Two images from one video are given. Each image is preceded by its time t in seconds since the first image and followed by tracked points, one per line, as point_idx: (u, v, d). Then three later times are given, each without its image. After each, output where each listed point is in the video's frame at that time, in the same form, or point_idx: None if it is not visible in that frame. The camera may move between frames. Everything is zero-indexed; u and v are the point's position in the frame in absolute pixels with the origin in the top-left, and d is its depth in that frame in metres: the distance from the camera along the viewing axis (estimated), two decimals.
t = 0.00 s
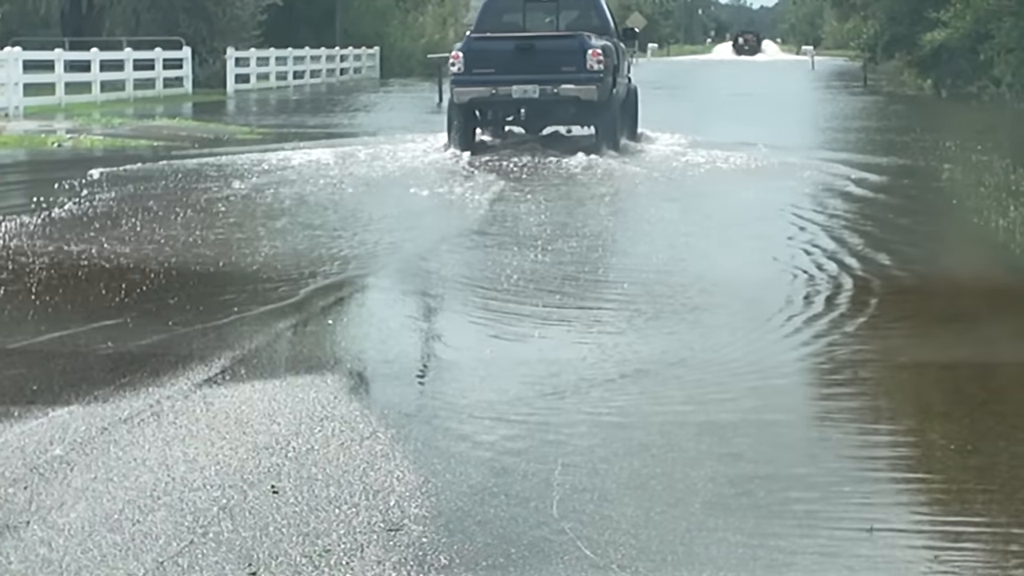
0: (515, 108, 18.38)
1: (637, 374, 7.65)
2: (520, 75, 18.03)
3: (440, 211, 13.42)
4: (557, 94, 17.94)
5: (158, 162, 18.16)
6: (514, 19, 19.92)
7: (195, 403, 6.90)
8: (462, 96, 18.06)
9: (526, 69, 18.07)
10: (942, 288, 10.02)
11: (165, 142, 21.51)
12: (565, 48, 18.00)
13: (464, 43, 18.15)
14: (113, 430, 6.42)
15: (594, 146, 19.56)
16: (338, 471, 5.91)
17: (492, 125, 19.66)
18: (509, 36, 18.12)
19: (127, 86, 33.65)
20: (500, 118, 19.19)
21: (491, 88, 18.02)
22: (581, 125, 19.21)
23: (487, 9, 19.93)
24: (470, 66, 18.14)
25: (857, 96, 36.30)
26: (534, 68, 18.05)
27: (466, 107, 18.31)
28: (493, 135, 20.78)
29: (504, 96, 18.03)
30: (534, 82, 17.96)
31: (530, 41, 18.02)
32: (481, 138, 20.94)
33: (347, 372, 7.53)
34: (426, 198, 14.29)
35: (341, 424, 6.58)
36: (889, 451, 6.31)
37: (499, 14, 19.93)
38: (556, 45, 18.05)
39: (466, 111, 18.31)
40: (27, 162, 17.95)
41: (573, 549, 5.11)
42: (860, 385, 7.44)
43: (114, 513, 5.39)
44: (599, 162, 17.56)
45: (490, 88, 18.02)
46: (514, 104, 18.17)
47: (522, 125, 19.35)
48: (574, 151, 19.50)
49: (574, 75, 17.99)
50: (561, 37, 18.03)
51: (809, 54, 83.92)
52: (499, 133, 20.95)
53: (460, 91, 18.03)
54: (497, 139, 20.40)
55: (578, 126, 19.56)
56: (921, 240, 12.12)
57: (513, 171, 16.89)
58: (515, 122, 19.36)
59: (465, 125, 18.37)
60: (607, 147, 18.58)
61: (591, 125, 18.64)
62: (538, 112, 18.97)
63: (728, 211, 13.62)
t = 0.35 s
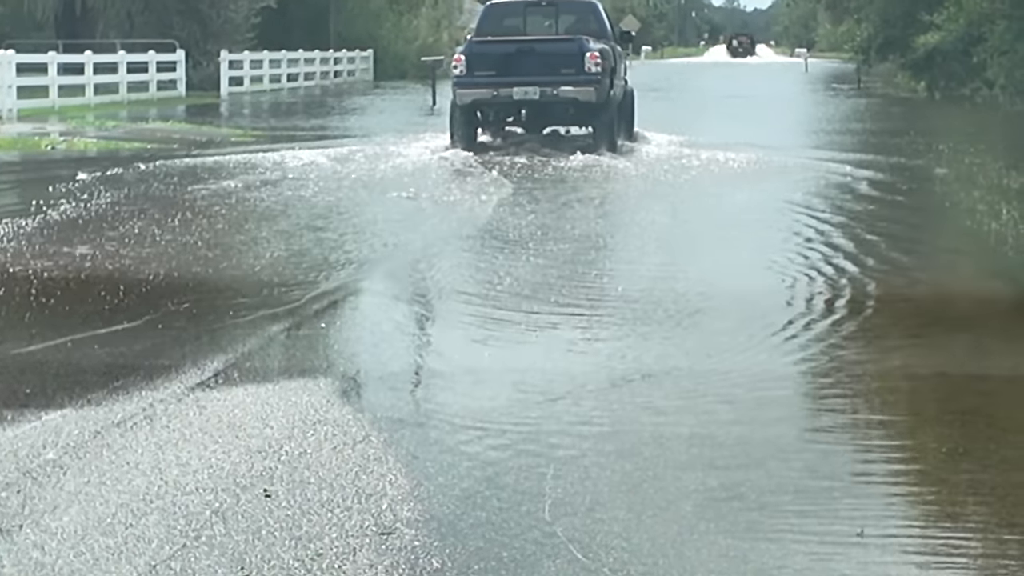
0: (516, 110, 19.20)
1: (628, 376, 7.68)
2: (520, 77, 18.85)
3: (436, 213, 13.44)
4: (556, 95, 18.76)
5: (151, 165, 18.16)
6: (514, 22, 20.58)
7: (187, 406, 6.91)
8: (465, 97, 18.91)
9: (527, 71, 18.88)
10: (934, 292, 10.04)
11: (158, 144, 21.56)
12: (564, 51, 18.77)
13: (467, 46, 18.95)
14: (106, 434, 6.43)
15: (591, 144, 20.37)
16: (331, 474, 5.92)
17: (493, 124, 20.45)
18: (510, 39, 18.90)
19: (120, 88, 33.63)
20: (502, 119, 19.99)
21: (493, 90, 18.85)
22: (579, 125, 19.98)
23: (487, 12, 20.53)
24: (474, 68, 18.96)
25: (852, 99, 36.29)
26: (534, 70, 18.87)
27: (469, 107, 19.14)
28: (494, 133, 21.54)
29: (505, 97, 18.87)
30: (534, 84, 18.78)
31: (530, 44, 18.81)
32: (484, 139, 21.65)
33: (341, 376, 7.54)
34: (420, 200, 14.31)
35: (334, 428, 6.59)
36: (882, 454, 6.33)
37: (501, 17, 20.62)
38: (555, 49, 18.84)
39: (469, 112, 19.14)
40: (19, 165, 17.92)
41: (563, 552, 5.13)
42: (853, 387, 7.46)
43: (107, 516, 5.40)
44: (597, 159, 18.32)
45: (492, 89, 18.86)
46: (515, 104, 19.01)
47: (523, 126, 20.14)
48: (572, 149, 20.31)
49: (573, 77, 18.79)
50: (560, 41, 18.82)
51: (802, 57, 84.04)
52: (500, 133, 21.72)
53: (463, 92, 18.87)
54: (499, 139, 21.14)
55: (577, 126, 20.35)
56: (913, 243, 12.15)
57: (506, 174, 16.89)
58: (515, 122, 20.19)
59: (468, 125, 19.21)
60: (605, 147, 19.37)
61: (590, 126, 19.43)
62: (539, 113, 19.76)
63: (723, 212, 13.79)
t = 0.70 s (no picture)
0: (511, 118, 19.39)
1: (616, 384, 7.70)
2: (516, 86, 19.05)
3: (425, 222, 13.40)
4: (551, 104, 18.95)
5: (140, 174, 18.14)
6: (510, 32, 20.95)
7: (177, 416, 6.91)
8: (462, 106, 19.09)
9: (522, 80, 19.07)
10: (922, 300, 10.06)
11: (147, 153, 21.59)
12: (558, 60, 18.97)
13: (464, 55, 19.15)
14: (95, 443, 6.43)
15: (586, 151, 20.56)
16: (320, 483, 5.93)
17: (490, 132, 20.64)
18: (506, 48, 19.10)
19: (109, 97, 33.60)
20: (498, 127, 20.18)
21: (489, 98, 19.04)
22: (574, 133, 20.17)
23: (485, 23, 21.05)
24: (471, 77, 19.16)
25: (839, 108, 36.42)
26: (529, 79, 19.06)
27: (466, 115, 19.32)
28: (490, 141, 21.76)
29: (501, 105, 19.05)
30: (530, 92, 18.98)
31: (525, 53, 19.00)
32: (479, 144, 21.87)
33: (329, 385, 7.54)
34: (409, 209, 14.29)
35: (323, 437, 6.60)
36: (870, 464, 6.35)
37: (497, 28, 20.99)
38: (550, 57, 19.04)
39: (466, 119, 19.33)
40: (7, 174, 17.89)
41: (552, 560, 5.14)
42: (842, 397, 7.47)
43: (96, 526, 5.41)
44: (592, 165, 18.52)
45: (488, 98, 19.03)
46: (511, 112, 19.20)
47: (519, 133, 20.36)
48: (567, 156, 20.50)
49: (567, 85, 18.97)
50: (554, 50, 19.01)
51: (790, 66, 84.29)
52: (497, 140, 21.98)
53: (460, 101, 19.05)
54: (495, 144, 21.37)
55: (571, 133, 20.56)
56: (901, 252, 12.18)
57: (496, 183, 16.89)
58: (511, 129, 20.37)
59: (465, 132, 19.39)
60: (599, 153, 19.59)
61: (584, 132, 19.64)
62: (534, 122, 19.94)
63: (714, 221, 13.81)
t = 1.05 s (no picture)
0: (502, 135, 20.02)
1: (601, 404, 7.71)
2: (506, 104, 19.68)
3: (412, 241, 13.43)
4: (539, 122, 19.56)
5: (123, 193, 18.08)
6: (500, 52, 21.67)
7: (162, 435, 6.92)
8: (454, 123, 19.74)
9: (512, 98, 19.70)
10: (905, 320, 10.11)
11: (129, 172, 21.54)
12: (547, 79, 19.59)
13: (455, 74, 19.79)
14: (79, 463, 6.43)
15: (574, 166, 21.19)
16: (304, 503, 5.94)
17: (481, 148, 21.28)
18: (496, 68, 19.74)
19: (92, 117, 33.52)
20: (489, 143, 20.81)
21: (480, 116, 19.67)
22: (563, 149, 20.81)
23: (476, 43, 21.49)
24: (462, 95, 19.79)
25: (822, 127, 36.59)
26: (519, 97, 19.69)
27: (458, 132, 19.97)
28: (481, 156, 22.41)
29: (491, 123, 19.68)
30: (520, 110, 19.60)
31: (515, 73, 19.64)
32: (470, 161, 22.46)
33: (314, 405, 7.54)
34: (395, 228, 14.32)
35: (308, 456, 6.61)
36: (853, 482, 6.37)
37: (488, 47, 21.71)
38: (538, 77, 19.66)
39: (458, 136, 19.96)
40: None
41: None
42: (825, 416, 7.50)
43: (81, 545, 5.41)
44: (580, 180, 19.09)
45: (480, 116, 19.66)
46: (501, 130, 19.83)
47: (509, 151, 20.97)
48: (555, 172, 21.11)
49: (555, 104, 19.59)
50: (543, 70, 19.64)
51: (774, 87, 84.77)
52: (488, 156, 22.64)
53: (452, 118, 19.70)
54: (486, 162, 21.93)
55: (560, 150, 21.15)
56: (884, 271, 12.24)
57: (481, 202, 16.90)
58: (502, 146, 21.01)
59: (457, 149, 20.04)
60: (587, 170, 20.19)
61: (572, 149, 20.22)
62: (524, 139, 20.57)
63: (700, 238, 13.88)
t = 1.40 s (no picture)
0: (490, 163, 20.62)
1: (582, 431, 7.75)
2: (494, 132, 20.31)
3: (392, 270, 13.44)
4: (526, 149, 20.17)
5: (105, 221, 18.04)
6: (487, 81, 22.37)
7: (143, 464, 6.91)
8: (444, 151, 20.35)
9: (499, 126, 20.33)
10: (888, 348, 10.17)
11: (110, 201, 21.49)
12: (533, 108, 20.21)
13: (444, 103, 20.42)
14: (61, 492, 6.42)
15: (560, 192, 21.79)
16: (286, 532, 5.94)
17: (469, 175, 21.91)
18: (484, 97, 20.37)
19: (74, 145, 33.46)
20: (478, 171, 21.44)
21: (468, 144, 20.28)
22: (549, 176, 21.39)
23: (465, 74, 22.42)
24: (451, 124, 20.41)
25: (801, 155, 36.78)
26: (506, 125, 20.31)
27: (447, 159, 20.58)
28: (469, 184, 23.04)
29: (479, 150, 20.29)
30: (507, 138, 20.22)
31: (502, 102, 20.26)
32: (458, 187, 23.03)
33: (296, 434, 7.54)
34: (375, 257, 14.33)
35: (290, 485, 6.61)
36: (835, 510, 6.41)
37: (476, 78, 22.41)
38: (525, 105, 20.28)
39: (447, 164, 20.57)
40: None
41: None
42: (807, 445, 7.54)
43: None
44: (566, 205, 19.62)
45: (467, 143, 20.28)
46: (489, 157, 20.44)
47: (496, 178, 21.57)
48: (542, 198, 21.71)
49: (541, 131, 20.18)
50: (529, 99, 20.25)
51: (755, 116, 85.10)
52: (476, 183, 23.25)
53: (441, 146, 20.31)
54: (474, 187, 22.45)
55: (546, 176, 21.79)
56: (867, 299, 12.32)
57: (466, 229, 16.95)
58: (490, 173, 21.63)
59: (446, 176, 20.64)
60: (572, 196, 20.75)
61: (558, 176, 20.82)
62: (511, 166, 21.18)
63: (678, 267, 13.95)
